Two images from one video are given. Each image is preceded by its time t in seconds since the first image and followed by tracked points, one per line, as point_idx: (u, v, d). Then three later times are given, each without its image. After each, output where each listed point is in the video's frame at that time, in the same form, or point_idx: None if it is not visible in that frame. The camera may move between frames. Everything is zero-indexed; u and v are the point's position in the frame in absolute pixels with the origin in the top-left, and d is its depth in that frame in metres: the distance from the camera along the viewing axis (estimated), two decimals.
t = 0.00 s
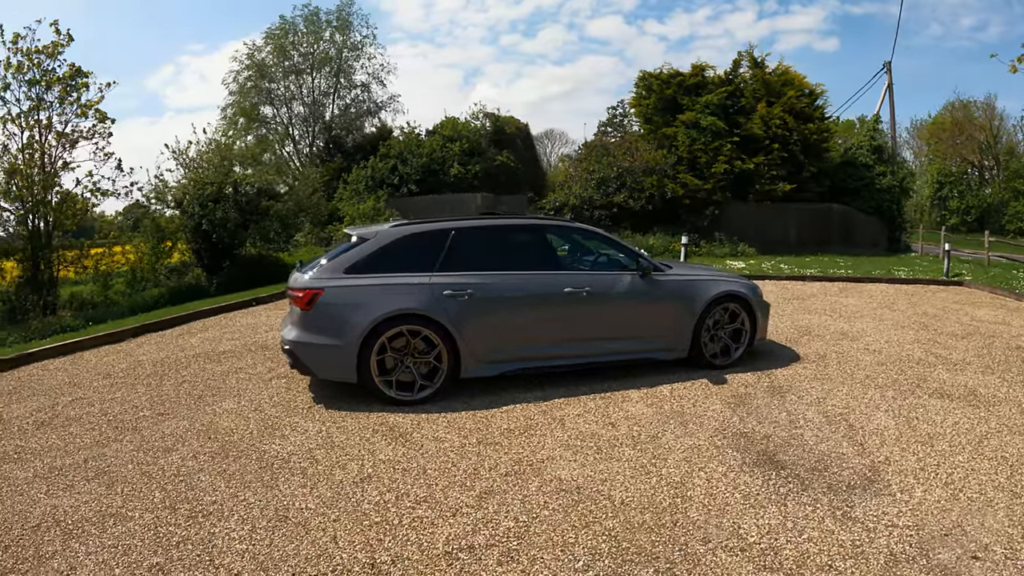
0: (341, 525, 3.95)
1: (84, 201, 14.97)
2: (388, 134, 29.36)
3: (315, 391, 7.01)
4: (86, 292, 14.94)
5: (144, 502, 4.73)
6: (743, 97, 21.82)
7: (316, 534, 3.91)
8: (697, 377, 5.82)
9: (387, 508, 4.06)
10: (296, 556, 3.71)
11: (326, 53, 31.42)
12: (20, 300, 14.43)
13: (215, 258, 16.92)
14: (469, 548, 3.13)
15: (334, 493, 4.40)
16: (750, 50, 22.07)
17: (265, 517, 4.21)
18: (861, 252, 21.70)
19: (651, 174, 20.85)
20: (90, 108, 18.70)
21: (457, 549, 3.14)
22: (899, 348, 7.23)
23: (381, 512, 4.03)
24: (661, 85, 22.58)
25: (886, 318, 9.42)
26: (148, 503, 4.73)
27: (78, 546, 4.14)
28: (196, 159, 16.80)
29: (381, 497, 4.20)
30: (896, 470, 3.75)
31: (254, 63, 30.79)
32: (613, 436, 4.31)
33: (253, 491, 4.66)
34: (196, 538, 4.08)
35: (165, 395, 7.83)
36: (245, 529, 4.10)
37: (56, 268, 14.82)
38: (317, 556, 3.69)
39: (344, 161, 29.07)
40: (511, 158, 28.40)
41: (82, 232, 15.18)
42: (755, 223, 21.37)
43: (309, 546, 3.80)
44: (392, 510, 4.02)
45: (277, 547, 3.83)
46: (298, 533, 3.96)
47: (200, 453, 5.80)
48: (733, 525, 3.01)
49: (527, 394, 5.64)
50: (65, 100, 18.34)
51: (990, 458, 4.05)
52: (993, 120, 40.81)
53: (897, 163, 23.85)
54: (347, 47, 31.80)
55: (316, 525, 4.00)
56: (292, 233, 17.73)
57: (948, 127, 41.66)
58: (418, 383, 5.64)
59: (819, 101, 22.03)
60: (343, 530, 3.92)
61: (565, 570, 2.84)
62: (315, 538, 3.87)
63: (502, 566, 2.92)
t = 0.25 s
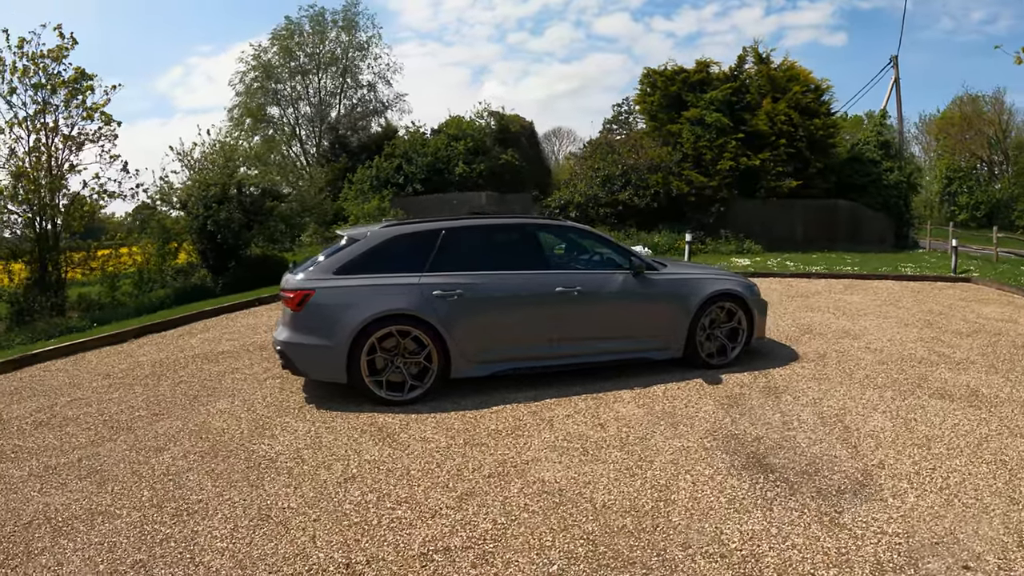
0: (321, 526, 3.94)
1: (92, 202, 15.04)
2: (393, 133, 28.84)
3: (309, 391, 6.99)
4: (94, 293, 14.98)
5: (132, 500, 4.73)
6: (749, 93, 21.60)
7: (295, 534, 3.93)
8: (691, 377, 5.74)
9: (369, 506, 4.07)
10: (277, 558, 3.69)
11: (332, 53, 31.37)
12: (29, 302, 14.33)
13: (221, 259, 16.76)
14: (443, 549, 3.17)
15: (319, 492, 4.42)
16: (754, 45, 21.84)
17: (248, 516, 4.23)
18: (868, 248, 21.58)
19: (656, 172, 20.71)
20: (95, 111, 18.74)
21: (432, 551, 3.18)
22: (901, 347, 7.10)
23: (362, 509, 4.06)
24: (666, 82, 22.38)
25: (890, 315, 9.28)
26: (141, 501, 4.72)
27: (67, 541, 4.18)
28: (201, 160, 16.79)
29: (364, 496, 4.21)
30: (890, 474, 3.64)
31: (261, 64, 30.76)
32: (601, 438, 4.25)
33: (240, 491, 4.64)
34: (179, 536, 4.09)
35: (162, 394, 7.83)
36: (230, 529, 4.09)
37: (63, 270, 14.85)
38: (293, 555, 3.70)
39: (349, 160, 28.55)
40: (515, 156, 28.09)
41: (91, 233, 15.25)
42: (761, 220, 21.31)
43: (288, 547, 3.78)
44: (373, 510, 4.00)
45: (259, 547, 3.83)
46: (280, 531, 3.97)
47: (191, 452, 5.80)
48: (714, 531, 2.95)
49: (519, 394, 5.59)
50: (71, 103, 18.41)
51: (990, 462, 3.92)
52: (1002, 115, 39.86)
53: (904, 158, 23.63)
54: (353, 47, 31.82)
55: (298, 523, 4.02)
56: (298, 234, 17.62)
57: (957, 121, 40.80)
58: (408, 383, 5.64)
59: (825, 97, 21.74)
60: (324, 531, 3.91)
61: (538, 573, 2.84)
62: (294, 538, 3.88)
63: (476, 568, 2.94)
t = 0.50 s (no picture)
0: (297, 518, 3.92)
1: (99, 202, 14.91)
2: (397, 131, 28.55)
3: (300, 386, 6.97)
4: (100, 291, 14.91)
5: (119, 499, 4.71)
6: (752, 90, 21.46)
7: (273, 524, 3.90)
8: (680, 374, 5.68)
9: (346, 497, 4.05)
10: (258, 548, 3.64)
11: (337, 52, 31.08)
12: (36, 301, 14.29)
13: (224, 258, 16.80)
14: (413, 541, 3.17)
15: (299, 485, 4.42)
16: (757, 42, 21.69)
17: (229, 507, 4.26)
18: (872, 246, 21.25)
19: (659, 169, 20.60)
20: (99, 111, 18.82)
21: (404, 543, 3.17)
22: (897, 345, 7.00)
23: (339, 500, 4.04)
24: (668, 79, 22.22)
25: (889, 312, 9.16)
26: (128, 498, 4.70)
27: (52, 534, 4.21)
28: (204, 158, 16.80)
29: (342, 488, 4.19)
30: (875, 473, 3.53)
31: (266, 63, 30.47)
32: (583, 434, 4.22)
33: (224, 482, 4.76)
34: (162, 527, 4.11)
35: (156, 389, 7.80)
36: (212, 522, 4.07)
37: (69, 268, 14.74)
38: (271, 545, 3.64)
39: (352, 158, 28.46)
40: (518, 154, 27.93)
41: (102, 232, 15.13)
42: (764, 217, 21.06)
43: (266, 537, 3.76)
44: (350, 502, 3.95)
45: (241, 539, 3.78)
46: (259, 522, 3.97)
47: (180, 446, 5.81)
48: (686, 528, 2.92)
49: (506, 389, 5.55)
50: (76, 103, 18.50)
51: (980, 462, 3.78)
52: (1009, 111, 38.88)
53: (909, 155, 23.70)
54: (358, 45, 31.47)
55: (279, 517, 3.97)
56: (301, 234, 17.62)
57: (963, 117, 39.98)
58: (396, 378, 5.63)
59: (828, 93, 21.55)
60: (299, 520, 3.92)
61: (506, 567, 2.83)
62: (271, 527, 3.86)
63: (445, 560, 2.94)
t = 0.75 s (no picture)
0: (275, 502, 4.02)
1: (106, 194, 15.33)
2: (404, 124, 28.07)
3: (292, 373, 6.96)
4: (107, 283, 15.27)
5: (110, 492, 4.74)
6: (758, 84, 21.25)
7: (252, 505, 4.06)
8: (669, 367, 5.65)
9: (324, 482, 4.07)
10: (234, 528, 3.84)
11: (344, 44, 30.32)
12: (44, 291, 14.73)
13: (230, 249, 16.70)
14: (384, 526, 3.26)
15: (282, 470, 4.45)
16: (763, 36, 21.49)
17: (211, 489, 4.43)
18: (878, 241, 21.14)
19: (664, 162, 20.47)
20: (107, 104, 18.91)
21: (374, 527, 3.27)
22: (893, 341, 6.91)
23: (318, 484, 4.05)
24: (674, 72, 22.03)
25: (889, 309, 9.05)
26: (117, 491, 4.73)
27: (45, 512, 4.52)
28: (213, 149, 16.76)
29: (322, 474, 4.22)
30: (854, 470, 3.44)
31: (273, 56, 29.65)
32: (563, 426, 4.25)
33: (210, 465, 4.86)
34: (148, 506, 4.39)
35: (153, 376, 7.75)
36: (196, 513, 4.12)
37: (76, 260, 15.16)
38: (246, 525, 3.83)
39: (358, 151, 28.11)
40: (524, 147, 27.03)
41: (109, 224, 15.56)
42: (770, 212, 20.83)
43: (244, 517, 3.94)
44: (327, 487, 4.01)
45: (219, 519, 3.99)
46: (239, 503, 4.12)
47: (171, 432, 5.83)
48: (655, 521, 2.96)
49: (493, 380, 5.55)
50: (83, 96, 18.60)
51: (967, 461, 3.64)
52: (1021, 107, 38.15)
53: (916, 150, 23.50)
54: (365, 38, 30.61)
55: (255, 497, 4.15)
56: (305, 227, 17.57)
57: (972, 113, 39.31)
58: (384, 368, 5.63)
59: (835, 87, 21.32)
60: (277, 503, 4.04)
61: (472, 554, 2.90)
62: (250, 509, 4.02)
63: (412, 544, 3.02)
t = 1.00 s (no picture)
0: (263, 498, 4.08)
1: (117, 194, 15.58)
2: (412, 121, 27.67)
3: (290, 370, 6.95)
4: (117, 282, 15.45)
5: (105, 489, 4.76)
6: (766, 78, 21.01)
7: (240, 501, 4.13)
8: (665, 365, 5.61)
9: (310, 480, 4.16)
10: (221, 523, 3.91)
11: (354, 42, 29.57)
12: (56, 291, 14.94)
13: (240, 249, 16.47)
14: (366, 523, 3.35)
15: (272, 466, 4.51)
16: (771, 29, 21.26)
17: (203, 485, 4.49)
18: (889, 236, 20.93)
19: (672, 158, 20.31)
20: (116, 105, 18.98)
21: (356, 523, 3.37)
22: (896, 338, 6.82)
23: (304, 482, 4.16)
24: (682, 67, 21.82)
25: (894, 305, 8.92)
26: (112, 489, 4.75)
27: (41, 506, 4.59)
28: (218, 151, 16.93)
29: (310, 471, 4.28)
30: (846, 473, 3.37)
31: (282, 55, 28.89)
32: (552, 424, 4.24)
33: (203, 462, 4.89)
34: (140, 501, 4.46)
35: (155, 375, 7.73)
36: (186, 512, 4.15)
37: (87, 260, 15.38)
38: (233, 520, 3.91)
39: (366, 150, 27.68)
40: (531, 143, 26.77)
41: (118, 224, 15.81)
42: (779, 206, 20.68)
43: (233, 512, 4.00)
44: (313, 485, 4.09)
45: (208, 514, 4.06)
46: (228, 499, 4.20)
47: (168, 429, 5.83)
48: (637, 523, 2.97)
49: (487, 378, 5.53)
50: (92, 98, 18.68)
51: (963, 464, 3.55)
52: None
53: (926, 144, 23.25)
54: (374, 36, 29.88)
55: (243, 492, 4.24)
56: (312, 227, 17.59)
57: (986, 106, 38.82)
58: (378, 366, 5.64)
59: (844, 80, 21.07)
60: (265, 500, 4.08)
61: (450, 551, 2.96)
62: (238, 504, 4.09)
63: (392, 540, 3.11)
